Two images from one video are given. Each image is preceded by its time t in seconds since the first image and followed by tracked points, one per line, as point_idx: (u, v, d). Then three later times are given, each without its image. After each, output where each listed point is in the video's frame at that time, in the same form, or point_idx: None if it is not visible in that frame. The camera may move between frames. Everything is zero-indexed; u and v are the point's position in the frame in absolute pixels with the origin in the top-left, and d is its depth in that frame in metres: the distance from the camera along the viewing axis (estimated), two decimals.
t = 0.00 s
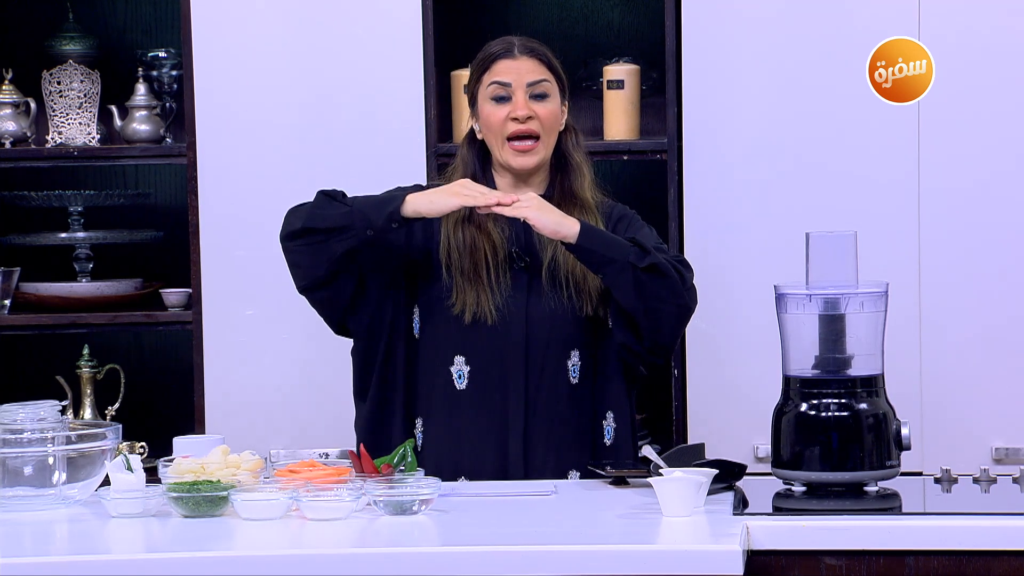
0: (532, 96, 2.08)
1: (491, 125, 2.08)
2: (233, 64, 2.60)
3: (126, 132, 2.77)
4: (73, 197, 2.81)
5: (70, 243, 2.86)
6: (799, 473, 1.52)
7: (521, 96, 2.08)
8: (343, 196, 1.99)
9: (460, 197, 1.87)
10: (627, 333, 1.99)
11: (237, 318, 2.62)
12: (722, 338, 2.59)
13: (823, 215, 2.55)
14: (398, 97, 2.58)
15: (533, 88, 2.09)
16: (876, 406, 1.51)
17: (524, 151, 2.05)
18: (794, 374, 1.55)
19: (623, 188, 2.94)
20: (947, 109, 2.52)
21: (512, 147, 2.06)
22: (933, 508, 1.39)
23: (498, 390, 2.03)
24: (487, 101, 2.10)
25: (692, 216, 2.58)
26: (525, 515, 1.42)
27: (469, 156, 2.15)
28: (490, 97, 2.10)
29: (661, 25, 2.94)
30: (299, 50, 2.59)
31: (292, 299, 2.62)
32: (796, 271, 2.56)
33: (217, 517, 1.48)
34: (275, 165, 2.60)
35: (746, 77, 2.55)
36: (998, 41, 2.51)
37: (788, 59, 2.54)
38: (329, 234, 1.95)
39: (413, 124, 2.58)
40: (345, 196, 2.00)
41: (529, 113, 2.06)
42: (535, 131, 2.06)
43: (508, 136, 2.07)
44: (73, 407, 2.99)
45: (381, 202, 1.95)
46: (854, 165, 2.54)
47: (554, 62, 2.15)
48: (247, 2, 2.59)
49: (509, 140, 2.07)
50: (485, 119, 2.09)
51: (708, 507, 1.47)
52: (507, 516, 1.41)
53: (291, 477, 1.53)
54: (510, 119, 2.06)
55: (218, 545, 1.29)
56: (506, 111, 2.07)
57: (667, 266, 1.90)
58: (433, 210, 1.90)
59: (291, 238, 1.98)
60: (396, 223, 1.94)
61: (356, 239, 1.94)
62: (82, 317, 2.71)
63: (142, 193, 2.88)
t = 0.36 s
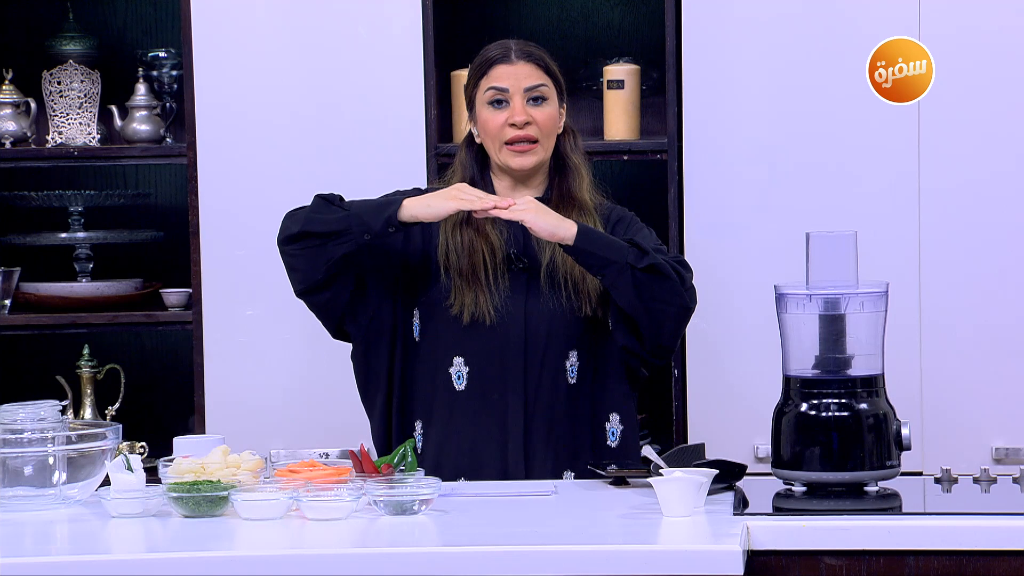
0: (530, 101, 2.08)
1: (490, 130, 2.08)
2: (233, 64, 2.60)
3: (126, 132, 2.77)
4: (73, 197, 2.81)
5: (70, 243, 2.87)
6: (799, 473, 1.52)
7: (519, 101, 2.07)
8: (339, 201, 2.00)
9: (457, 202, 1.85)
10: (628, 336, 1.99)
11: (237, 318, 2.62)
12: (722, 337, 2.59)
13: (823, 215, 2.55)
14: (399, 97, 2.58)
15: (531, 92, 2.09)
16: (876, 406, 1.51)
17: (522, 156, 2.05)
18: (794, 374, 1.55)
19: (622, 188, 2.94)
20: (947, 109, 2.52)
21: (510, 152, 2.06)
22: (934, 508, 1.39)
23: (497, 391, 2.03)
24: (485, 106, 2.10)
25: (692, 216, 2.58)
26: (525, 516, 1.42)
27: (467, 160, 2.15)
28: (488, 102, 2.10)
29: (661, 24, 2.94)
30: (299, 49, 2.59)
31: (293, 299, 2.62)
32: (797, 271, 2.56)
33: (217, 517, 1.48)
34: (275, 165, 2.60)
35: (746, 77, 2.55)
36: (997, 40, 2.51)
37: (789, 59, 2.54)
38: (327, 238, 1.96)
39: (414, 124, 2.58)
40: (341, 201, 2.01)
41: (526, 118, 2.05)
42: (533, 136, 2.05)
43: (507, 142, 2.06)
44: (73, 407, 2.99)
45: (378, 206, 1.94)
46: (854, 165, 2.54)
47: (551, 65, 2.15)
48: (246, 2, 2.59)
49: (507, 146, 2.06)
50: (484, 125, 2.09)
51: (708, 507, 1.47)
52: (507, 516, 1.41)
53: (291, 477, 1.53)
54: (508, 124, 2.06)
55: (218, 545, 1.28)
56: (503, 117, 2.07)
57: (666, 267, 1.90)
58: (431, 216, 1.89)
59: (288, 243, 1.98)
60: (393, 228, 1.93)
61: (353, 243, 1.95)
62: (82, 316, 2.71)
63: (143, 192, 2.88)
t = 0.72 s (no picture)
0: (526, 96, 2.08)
1: (486, 125, 2.08)
2: (233, 64, 2.60)
3: (127, 132, 2.77)
4: (74, 197, 2.81)
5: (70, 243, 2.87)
6: (799, 473, 1.52)
7: (516, 96, 2.07)
8: (338, 207, 2.00)
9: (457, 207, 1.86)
10: (628, 341, 1.99)
11: (237, 318, 2.62)
12: (722, 338, 2.59)
13: (823, 214, 2.55)
14: (399, 97, 2.58)
15: (528, 86, 2.09)
16: (876, 406, 1.51)
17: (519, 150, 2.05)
18: (794, 374, 1.55)
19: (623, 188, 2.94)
20: (947, 109, 2.52)
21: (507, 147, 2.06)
22: (934, 508, 1.39)
23: (498, 395, 2.03)
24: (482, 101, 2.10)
25: (692, 216, 2.58)
26: (525, 516, 1.42)
27: (467, 160, 2.14)
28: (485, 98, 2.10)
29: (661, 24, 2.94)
30: (299, 49, 2.59)
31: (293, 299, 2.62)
32: (797, 271, 2.56)
33: (217, 517, 1.48)
34: (275, 165, 2.60)
35: (746, 77, 2.55)
36: (997, 40, 2.51)
37: (789, 58, 2.54)
38: (327, 244, 1.97)
39: (413, 124, 2.58)
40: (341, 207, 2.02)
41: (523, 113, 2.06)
42: (529, 130, 2.05)
43: (505, 136, 2.06)
44: (73, 407, 2.99)
45: (377, 211, 1.95)
46: (854, 165, 2.54)
47: (548, 60, 2.14)
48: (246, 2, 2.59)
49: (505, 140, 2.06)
50: (481, 120, 2.08)
51: (708, 507, 1.47)
52: (507, 516, 1.41)
53: (291, 477, 1.53)
54: (504, 119, 2.06)
55: (218, 545, 1.29)
56: (500, 112, 2.06)
57: (665, 274, 1.90)
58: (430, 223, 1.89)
59: (289, 249, 1.99)
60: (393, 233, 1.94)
61: (353, 248, 1.95)
62: (82, 317, 2.71)
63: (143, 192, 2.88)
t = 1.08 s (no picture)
0: (520, 99, 2.07)
1: (480, 128, 2.07)
2: (233, 64, 2.60)
3: (127, 132, 2.77)
4: (74, 197, 2.81)
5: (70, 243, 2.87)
6: (799, 473, 1.52)
7: (510, 99, 2.07)
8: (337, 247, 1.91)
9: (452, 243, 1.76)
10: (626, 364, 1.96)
11: (237, 318, 2.62)
12: (722, 338, 2.59)
13: (824, 214, 2.55)
14: (399, 97, 2.58)
15: (522, 88, 2.08)
16: (876, 406, 1.51)
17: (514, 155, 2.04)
18: (795, 374, 1.55)
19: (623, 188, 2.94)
20: (947, 109, 2.52)
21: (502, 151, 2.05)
22: (934, 508, 1.39)
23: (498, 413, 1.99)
24: (477, 103, 2.10)
25: (693, 216, 2.58)
26: (525, 516, 1.42)
27: (463, 155, 2.15)
28: (479, 100, 2.09)
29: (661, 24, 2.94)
30: (299, 49, 2.59)
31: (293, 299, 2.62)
32: (797, 271, 2.56)
33: (217, 517, 1.48)
34: (275, 165, 2.60)
35: (746, 78, 2.55)
36: (997, 40, 2.51)
37: (789, 58, 2.54)
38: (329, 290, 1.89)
39: (414, 124, 2.58)
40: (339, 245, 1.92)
41: (517, 117, 2.05)
42: (523, 134, 2.05)
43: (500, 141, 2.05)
44: (73, 407, 2.99)
45: (374, 253, 1.84)
46: (855, 165, 2.54)
47: (543, 59, 2.13)
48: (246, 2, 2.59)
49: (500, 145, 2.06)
50: (476, 123, 2.08)
51: (708, 507, 1.47)
52: (507, 516, 1.41)
53: (291, 477, 1.53)
54: (499, 122, 2.05)
55: (218, 545, 1.28)
56: (494, 115, 2.06)
57: (660, 305, 1.86)
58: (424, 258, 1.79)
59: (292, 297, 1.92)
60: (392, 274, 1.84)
61: (356, 293, 1.87)
62: (82, 317, 2.71)
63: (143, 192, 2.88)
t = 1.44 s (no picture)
0: (518, 99, 2.08)
1: (479, 130, 2.09)
2: (233, 64, 2.60)
3: (127, 132, 2.77)
4: (74, 197, 2.81)
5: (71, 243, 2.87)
6: (800, 473, 1.52)
7: (507, 99, 2.07)
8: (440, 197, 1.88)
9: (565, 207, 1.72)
10: (598, 331, 1.91)
11: (238, 318, 2.62)
12: (722, 337, 2.59)
13: (824, 214, 2.55)
14: (399, 97, 2.58)
15: (518, 88, 2.08)
16: (876, 406, 1.51)
17: (513, 157, 2.07)
18: (795, 374, 1.55)
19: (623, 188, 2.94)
20: (947, 109, 2.52)
21: (501, 153, 2.07)
22: (934, 508, 1.39)
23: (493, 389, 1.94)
24: (474, 105, 2.10)
25: (693, 216, 2.58)
26: (524, 516, 1.42)
27: (467, 155, 2.13)
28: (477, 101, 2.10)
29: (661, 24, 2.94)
30: (298, 49, 2.59)
31: (293, 299, 2.62)
32: (797, 271, 2.56)
33: (217, 517, 1.48)
34: (275, 165, 2.60)
35: (746, 78, 2.55)
36: (997, 40, 2.51)
37: (789, 59, 2.54)
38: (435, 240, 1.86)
39: (414, 125, 2.58)
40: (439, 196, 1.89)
41: (514, 118, 2.06)
42: (521, 135, 2.07)
43: (499, 142, 2.07)
44: (73, 407, 2.99)
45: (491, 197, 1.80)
46: (855, 165, 2.54)
47: (539, 56, 2.12)
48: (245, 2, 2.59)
49: (499, 146, 2.08)
50: (475, 125, 2.10)
51: (708, 507, 1.47)
52: (507, 516, 1.41)
53: (291, 477, 1.53)
54: (497, 124, 2.07)
55: (218, 545, 1.28)
56: (492, 116, 2.07)
57: (636, 267, 1.88)
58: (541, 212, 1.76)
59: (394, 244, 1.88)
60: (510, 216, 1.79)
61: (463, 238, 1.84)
62: (82, 317, 2.71)
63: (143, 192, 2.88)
